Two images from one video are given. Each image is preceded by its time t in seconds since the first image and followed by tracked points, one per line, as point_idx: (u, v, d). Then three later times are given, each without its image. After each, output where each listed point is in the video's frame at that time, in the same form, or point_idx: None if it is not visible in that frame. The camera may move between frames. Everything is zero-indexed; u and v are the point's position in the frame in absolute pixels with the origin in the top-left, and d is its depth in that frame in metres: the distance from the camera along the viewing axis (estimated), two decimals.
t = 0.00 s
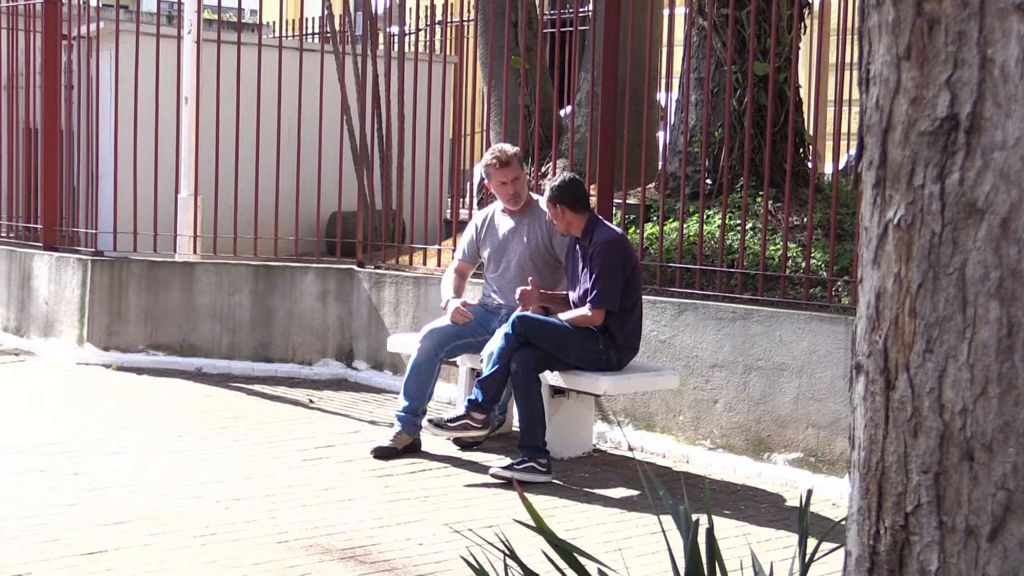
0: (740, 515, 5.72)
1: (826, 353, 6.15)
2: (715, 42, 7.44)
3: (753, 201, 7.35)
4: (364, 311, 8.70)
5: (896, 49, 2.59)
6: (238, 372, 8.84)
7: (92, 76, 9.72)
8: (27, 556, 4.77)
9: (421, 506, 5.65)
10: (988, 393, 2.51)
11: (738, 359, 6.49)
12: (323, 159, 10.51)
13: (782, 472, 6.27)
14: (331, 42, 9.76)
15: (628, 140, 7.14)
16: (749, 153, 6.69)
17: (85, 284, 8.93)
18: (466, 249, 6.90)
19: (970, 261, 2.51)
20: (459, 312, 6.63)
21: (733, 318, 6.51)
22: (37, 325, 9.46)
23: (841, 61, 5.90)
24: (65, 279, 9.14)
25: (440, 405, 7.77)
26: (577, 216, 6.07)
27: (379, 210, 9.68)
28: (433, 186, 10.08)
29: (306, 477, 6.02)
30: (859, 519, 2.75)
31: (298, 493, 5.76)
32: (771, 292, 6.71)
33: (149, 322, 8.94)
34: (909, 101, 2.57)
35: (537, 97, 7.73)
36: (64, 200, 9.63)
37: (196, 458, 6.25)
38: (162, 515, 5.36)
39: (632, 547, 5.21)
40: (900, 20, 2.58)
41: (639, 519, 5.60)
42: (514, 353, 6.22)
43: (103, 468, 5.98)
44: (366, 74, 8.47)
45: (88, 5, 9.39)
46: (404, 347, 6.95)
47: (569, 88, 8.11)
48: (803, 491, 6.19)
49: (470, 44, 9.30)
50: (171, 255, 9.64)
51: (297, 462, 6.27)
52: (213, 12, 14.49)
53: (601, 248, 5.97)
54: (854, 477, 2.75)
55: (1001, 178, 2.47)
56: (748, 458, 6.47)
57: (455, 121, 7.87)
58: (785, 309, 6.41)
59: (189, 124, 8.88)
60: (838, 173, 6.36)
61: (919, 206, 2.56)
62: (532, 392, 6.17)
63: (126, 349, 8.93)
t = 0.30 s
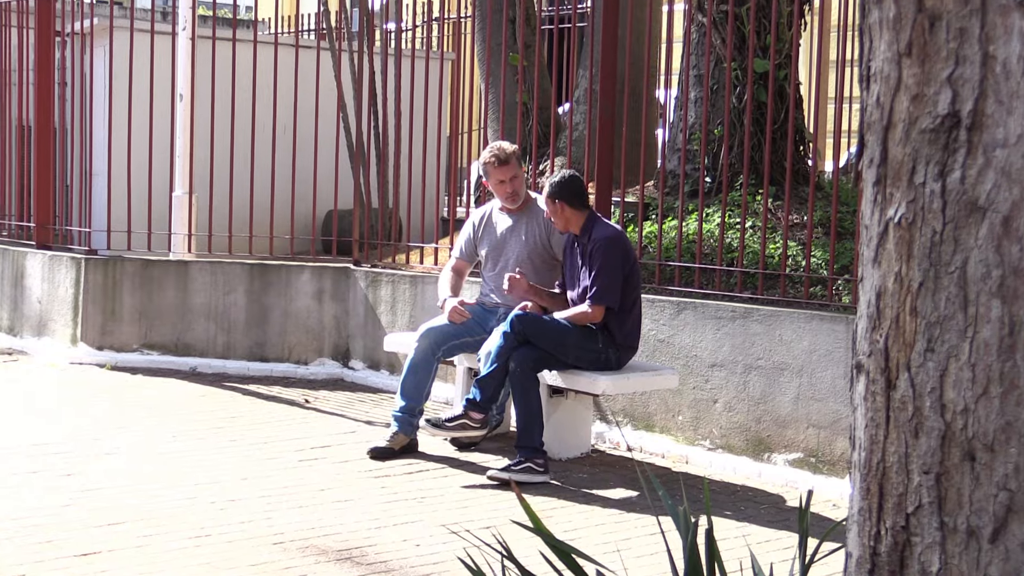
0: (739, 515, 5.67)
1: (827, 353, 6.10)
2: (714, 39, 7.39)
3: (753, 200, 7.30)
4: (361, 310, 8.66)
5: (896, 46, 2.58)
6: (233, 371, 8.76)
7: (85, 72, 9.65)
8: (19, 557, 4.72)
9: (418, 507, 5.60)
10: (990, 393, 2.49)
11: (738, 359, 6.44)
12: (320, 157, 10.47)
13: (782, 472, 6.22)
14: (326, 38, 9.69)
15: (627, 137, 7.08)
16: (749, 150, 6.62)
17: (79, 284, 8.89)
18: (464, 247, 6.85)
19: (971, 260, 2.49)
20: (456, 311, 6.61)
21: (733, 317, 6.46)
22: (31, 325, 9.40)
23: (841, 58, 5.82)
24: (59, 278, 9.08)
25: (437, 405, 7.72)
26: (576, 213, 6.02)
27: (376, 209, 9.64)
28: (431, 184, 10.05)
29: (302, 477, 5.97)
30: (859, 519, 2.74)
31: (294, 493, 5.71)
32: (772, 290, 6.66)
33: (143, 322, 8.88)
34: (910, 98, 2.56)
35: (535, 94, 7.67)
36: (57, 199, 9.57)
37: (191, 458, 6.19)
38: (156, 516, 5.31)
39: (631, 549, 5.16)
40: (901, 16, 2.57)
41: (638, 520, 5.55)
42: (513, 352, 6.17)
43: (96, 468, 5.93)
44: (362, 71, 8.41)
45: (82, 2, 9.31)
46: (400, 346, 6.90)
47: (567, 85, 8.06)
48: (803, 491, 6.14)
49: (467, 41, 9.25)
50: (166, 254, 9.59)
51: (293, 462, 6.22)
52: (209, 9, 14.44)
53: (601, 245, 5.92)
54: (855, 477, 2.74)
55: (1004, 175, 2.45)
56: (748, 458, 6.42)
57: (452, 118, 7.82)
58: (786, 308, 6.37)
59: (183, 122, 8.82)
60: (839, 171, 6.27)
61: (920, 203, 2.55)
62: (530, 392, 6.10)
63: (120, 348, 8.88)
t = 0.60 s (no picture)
0: (740, 518, 5.58)
1: (829, 352, 6.01)
2: (714, 34, 7.28)
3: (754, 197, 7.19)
4: (356, 309, 8.57)
5: (900, 41, 2.58)
6: (227, 372, 8.69)
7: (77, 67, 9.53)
8: (7, 562, 4.63)
9: (414, 509, 5.51)
10: (996, 393, 2.49)
11: (739, 358, 6.35)
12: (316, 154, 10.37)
13: (784, 474, 6.13)
14: (321, 33, 9.58)
15: (626, 133, 6.98)
16: (749, 148, 6.50)
17: (69, 282, 8.80)
18: (460, 245, 6.75)
19: (977, 258, 2.49)
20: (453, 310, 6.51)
21: (735, 317, 6.37)
22: (20, 324, 9.30)
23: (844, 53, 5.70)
24: (49, 277, 8.98)
25: (433, 406, 7.63)
26: (572, 210, 5.94)
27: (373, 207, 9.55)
28: (427, 182, 9.96)
29: (296, 479, 5.88)
30: (863, 522, 2.73)
31: (287, 496, 5.62)
32: (774, 289, 6.58)
33: (135, 321, 8.80)
34: (914, 94, 2.56)
35: (533, 89, 7.56)
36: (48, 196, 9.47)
37: (183, 460, 6.10)
38: (147, 518, 5.22)
39: (630, 551, 5.07)
40: (904, 11, 2.56)
41: (638, 522, 5.46)
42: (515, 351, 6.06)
43: (86, 470, 5.84)
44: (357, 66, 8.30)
45: None
46: (397, 346, 6.81)
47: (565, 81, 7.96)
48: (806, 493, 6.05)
49: (464, 36, 9.14)
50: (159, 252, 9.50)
51: (286, 464, 6.13)
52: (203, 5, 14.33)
53: (601, 240, 5.85)
54: (858, 479, 2.74)
55: (1009, 172, 2.45)
56: (749, 459, 6.33)
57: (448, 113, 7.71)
58: (788, 307, 6.28)
59: (176, 117, 8.72)
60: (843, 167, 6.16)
61: (924, 201, 2.54)
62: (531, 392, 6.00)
63: (111, 348, 8.79)
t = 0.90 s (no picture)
0: (742, 521, 5.50)
1: (832, 352, 5.94)
2: (716, 29, 7.18)
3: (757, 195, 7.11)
4: (351, 308, 8.47)
5: (904, 36, 2.56)
6: (219, 372, 8.59)
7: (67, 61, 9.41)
8: None
9: (411, 512, 5.42)
10: (1001, 393, 2.49)
11: (741, 358, 6.26)
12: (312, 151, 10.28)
13: (786, 476, 6.04)
14: (316, 28, 9.47)
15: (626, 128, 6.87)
16: (751, 145, 6.36)
17: (59, 281, 8.70)
18: (458, 244, 6.65)
19: (982, 256, 2.48)
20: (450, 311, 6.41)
21: (736, 316, 6.28)
22: (10, 324, 9.20)
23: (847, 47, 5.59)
24: (38, 276, 8.88)
25: (430, 406, 7.54)
26: (569, 209, 5.84)
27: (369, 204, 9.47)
28: (423, 179, 9.88)
29: (290, 481, 5.79)
30: (867, 524, 2.72)
31: (282, 498, 5.53)
32: (777, 288, 6.49)
33: (126, 320, 8.71)
34: (918, 89, 2.55)
35: (531, 84, 7.45)
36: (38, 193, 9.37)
37: (176, 461, 6.01)
38: (138, 521, 5.13)
39: (630, 555, 4.98)
40: (909, 6, 2.55)
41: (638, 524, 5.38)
42: (512, 351, 5.97)
43: (77, 472, 5.74)
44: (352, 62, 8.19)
45: None
46: (393, 346, 6.71)
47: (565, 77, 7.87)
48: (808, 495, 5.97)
49: (461, 31, 9.05)
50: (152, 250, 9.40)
51: (280, 466, 6.04)
52: None
53: (599, 240, 5.76)
54: (861, 481, 2.73)
55: (1015, 169, 2.45)
56: (751, 461, 6.25)
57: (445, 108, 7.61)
58: (790, 306, 6.20)
59: (168, 113, 8.63)
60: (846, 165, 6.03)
61: (929, 198, 2.54)
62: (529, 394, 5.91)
63: (102, 348, 8.70)
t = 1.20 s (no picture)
0: (743, 524, 5.41)
1: (836, 353, 5.85)
2: (717, 24, 7.10)
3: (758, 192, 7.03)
4: (347, 308, 8.38)
5: (909, 31, 2.50)
6: (212, 373, 8.50)
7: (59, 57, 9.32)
8: None
9: (407, 515, 5.34)
10: (1007, 394, 2.42)
11: (743, 359, 6.17)
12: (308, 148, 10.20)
13: (790, 478, 5.96)
14: (312, 24, 9.37)
15: (626, 124, 6.77)
16: (755, 142, 6.24)
17: (49, 280, 8.61)
18: (458, 241, 6.57)
19: (988, 255, 2.41)
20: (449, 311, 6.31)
21: (738, 316, 6.19)
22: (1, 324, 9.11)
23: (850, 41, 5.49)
24: (29, 275, 8.79)
25: (427, 407, 7.46)
26: (568, 209, 5.75)
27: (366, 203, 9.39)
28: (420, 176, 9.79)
29: (284, 484, 5.71)
30: (870, 527, 2.65)
31: (276, 501, 5.44)
32: (779, 287, 6.41)
33: (118, 320, 8.62)
34: (923, 86, 2.48)
35: (529, 79, 7.34)
36: (28, 191, 9.28)
37: (168, 464, 5.92)
38: (129, 525, 5.04)
39: (630, 558, 4.90)
40: None
41: (639, 527, 5.30)
42: (509, 352, 5.90)
43: (67, 475, 5.66)
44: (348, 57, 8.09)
45: None
46: (389, 346, 6.63)
47: (564, 73, 7.79)
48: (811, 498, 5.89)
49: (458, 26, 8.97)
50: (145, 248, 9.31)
51: (275, 468, 5.96)
52: None
53: (597, 242, 5.66)
54: (865, 483, 2.65)
55: (1021, 166, 2.38)
56: (753, 463, 6.16)
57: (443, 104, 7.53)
58: (792, 305, 6.11)
59: (160, 109, 8.54)
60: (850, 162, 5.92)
61: (934, 196, 2.47)
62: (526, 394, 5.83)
63: (93, 348, 8.61)
